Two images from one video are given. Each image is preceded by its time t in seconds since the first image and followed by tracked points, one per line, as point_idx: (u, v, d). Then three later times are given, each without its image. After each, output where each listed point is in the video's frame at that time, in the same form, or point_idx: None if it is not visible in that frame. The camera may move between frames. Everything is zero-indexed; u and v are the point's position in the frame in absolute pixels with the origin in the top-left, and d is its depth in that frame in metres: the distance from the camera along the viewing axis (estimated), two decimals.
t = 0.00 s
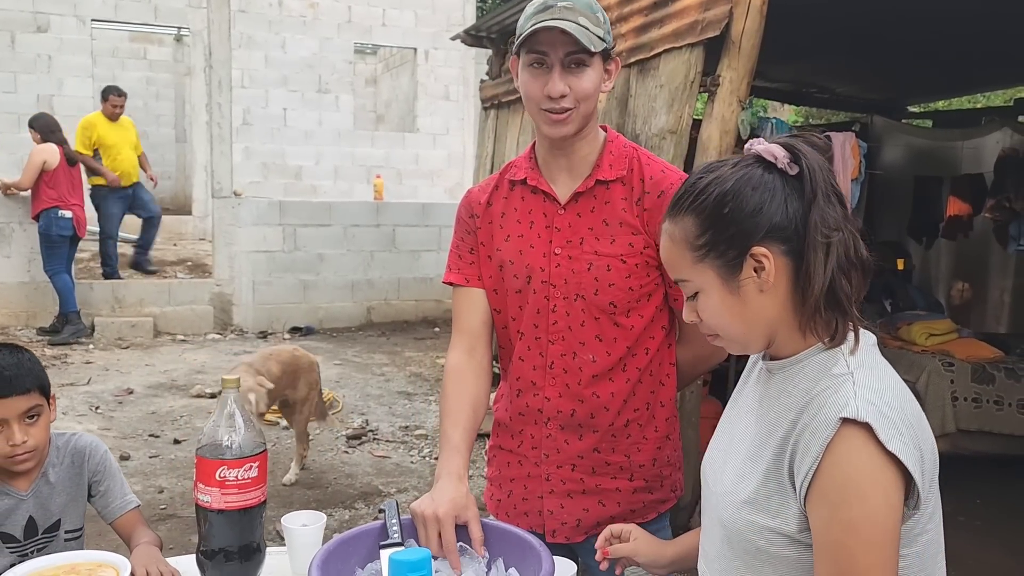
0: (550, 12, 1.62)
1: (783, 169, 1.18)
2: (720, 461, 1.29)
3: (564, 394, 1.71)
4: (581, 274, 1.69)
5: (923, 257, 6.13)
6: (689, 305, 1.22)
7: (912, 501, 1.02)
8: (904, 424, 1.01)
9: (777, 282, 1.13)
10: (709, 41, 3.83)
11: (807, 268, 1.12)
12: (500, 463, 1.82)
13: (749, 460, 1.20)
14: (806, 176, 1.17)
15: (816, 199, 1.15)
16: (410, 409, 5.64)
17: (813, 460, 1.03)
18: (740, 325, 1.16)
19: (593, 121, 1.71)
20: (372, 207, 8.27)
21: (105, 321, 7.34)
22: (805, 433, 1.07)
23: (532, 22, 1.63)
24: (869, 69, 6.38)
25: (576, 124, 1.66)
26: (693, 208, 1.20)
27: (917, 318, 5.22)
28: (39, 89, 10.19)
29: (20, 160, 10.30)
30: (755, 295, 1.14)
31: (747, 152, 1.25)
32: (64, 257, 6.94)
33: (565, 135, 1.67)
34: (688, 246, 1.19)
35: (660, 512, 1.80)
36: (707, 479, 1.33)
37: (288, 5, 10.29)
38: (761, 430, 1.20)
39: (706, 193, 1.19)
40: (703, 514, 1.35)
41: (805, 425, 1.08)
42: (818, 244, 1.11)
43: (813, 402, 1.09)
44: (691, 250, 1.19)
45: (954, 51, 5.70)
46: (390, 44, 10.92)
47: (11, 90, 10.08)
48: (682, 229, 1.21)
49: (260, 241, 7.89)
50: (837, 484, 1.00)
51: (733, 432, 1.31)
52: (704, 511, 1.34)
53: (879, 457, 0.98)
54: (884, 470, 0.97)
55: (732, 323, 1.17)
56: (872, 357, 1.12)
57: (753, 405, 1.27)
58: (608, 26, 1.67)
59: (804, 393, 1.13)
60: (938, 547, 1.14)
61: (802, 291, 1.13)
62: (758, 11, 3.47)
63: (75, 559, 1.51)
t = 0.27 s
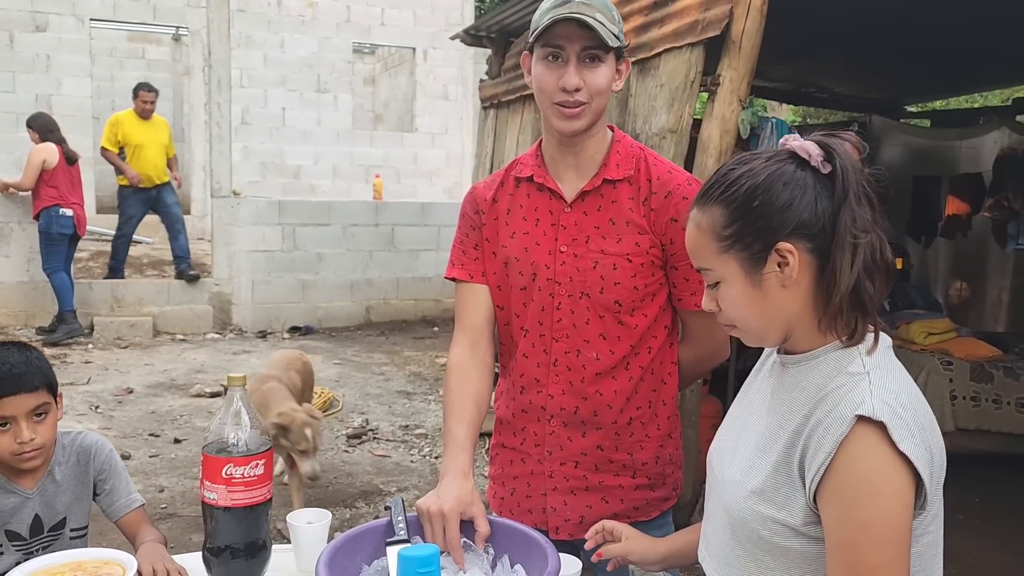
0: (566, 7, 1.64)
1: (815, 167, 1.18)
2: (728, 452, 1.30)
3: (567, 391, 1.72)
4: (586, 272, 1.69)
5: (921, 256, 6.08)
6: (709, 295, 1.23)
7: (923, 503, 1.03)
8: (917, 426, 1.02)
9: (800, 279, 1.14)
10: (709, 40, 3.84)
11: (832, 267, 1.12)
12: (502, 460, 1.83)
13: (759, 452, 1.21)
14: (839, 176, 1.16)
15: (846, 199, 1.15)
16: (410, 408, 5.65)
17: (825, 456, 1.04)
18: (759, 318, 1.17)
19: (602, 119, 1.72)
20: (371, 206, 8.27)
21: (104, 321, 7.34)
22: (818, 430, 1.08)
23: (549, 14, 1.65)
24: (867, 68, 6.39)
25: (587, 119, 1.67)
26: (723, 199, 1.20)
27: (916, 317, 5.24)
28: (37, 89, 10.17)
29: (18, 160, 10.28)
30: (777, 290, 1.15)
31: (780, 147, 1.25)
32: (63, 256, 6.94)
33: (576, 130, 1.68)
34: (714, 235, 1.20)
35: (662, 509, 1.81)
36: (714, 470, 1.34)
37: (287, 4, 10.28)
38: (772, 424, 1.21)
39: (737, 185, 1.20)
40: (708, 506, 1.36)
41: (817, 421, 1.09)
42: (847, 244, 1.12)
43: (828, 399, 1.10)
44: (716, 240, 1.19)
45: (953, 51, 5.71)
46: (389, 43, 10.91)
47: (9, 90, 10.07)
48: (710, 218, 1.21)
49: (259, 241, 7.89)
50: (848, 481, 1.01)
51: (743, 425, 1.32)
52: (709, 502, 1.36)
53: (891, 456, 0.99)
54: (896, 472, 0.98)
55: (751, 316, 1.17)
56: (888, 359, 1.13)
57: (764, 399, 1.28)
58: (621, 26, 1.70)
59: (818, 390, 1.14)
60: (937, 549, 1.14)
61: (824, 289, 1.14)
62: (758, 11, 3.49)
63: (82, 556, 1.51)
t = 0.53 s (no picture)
0: (574, 6, 1.65)
1: (832, 167, 1.18)
2: (735, 449, 1.31)
3: (570, 390, 1.73)
4: (590, 270, 1.70)
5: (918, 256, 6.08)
6: (719, 290, 1.24)
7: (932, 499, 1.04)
8: (926, 423, 1.03)
9: (812, 277, 1.15)
10: (708, 40, 3.85)
11: (846, 267, 1.13)
12: (503, 460, 1.84)
13: (767, 449, 1.22)
14: (856, 176, 1.17)
15: (862, 200, 1.15)
16: (409, 408, 5.65)
17: (836, 451, 1.05)
18: (770, 315, 1.18)
19: (608, 119, 1.73)
20: (369, 206, 8.27)
21: (102, 321, 7.33)
22: (828, 426, 1.09)
23: (557, 13, 1.66)
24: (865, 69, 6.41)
25: (594, 119, 1.68)
26: (739, 194, 1.21)
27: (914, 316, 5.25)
28: (35, 89, 10.15)
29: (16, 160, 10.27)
30: (790, 287, 1.16)
31: (797, 145, 1.25)
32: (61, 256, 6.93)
33: (583, 129, 1.69)
34: (729, 230, 1.20)
35: (663, 509, 1.82)
36: (720, 467, 1.35)
37: (285, 4, 10.27)
38: (781, 420, 1.23)
39: (755, 182, 1.20)
40: (714, 502, 1.37)
41: (827, 418, 1.10)
42: (861, 243, 1.12)
43: (837, 396, 1.11)
44: (731, 234, 1.20)
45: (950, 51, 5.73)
46: (387, 43, 10.92)
47: (7, 90, 10.06)
48: (725, 213, 1.22)
49: (257, 241, 7.89)
50: (859, 477, 1.02)
51: (750, 422, 1.33)
52: (715, 498, 1.37)
53: (901, 453, 1.00)
54: (907, 468, 1.00)
55: (762, 312, 1.18)
56: (896, 359, 1.14)
57: (771, 397, 1.30)
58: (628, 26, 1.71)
59: (828, 388, 1.15)
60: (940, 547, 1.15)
61: (837, 288, 1.15)
62: (757, 11, 3.50)
63: (87, 555, 1.51)
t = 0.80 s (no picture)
0: (571, 6, 1.66)
1: (837, 166, 1.19)
2: (735, 446, 1.32)
3: (564, 389, 1.74)
4: (585, 271, 1.71)
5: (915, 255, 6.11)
6: (720, 284, 1.25)
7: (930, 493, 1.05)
8: (924, 418, 1.04)
9: (814, 274, 1.16)
10: (705, 40, 3.85)
11: (847, 265, 1.14)
12: (499, 460, 1.84)
13: (766, 446, 1.23)
14: (860, 176, 1.18)
15: (865, 200, 1.16)
16: (406, 408, 5.66)
17: (835, 446, 1.06)
18: (771, 310, 1.19)
19: (604, 120, 1.74)
20: (366, 206, 8.27)
21: (99, 321, 7.33)
22: (826, 422, 1.10)
23: (555, 13, 1.67)
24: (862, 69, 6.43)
25: (593, 119, 1.69)
26: (744, 189, 1.22)
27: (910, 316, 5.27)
28: (32, 89, 10.16)
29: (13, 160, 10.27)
30: (791, 284, 1.17)
31: (803, 143, 1.26)
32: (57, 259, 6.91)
33: (581, 129, 1.69)
34: (733, 225, 1.21)
35: (657, 507, 1.83)
36: (718, 465, 1.36)
37: (282, 4, 10.27)
38: (781, 417, 1.23)
39: (760, 177, 1.21)
40: (712, 499, 1.38)
41: (825, 414, 1.11)
42: (864, 242, 1.13)
43: (836, 391, 1.12)
44: (734, 229, 1.21)
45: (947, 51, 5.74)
46: (384, 43, 10.93)
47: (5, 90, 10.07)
48: (729, 207, 1.23)
49: (255, 241, 7.89)
50: (858, 471, 1.03)
51: (749, 419, 1.34)
52: (713, 496, 1.38)
53: (900, 447, 1.01)
54: (905, 463, 1.00)
55: (762, 307, 1.19)
56: (894, 356, 1.15)
57: (770, 394, 1.31)
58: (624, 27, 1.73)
59: (827, 383, 1.16)
60: (938, 544, 1.16)
61: (839, 286, 1.15)
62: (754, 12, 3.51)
63: (85, 554, 1.51)
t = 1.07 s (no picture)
0: (561, 7, 1.66)
1: (832, 164, 1.19)
2: (730, 446, 1.33)
3: (557, 389, 1.74)
4: (577, 271, 1.71)
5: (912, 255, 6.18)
6: (715, 282, 1.26)
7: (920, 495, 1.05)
8: (915, 418, 1.05)
9: (808, 271, 1.16)
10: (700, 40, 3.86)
11: (843, 264, 1.15)
12: (494, 459, 1.85)
13: (760, 446, 1.24)
14: (855, 173, 1.18)
15: (861, 197, 1.16)
16: (403, 408, 5.66)
17: (826, 445, 1.07)
18: (766, 308, 1.19)
19: (594, 120, 1.75)
20: (364, 206, 8.28)
21: (97, 321, 7.32)
22: (819, 422, 1.11)
23: (545, 13, 1.67)
24: (858, 69, 6.43)
25: (585, 118, 1.69)
26: (738, 186, 1.23)
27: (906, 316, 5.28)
28: (30, 88, 10.15)
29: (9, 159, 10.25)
30: (785, 281, 1.17)
31: (799, 141, 1.26)
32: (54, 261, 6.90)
33: (573, 128, 1.70)
34: (727, 222, 1.22)
35: (651, 506, 1.83)
36: (712, 465, 1.37)
37: (280, 4, 10.26)
38: (775, 417, 1.24)
39: (755, 174, 1.21)
40: (705, 499, 1.39)
41: (817, 414, 1.12)
42: (860, 240, 1.14)
43: (829, 392, 1.13)
44: (729, 226, 1.22)
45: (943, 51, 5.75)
46: (382, 42, 10.98)
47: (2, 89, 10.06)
48: (725, 204, 1.23)
49: (252, 240, 7.89)
50: (848, 471, 1.03)
51: (744, 420, 1.34)
52: (707, 496, 1.38)
53: (890, 447, 1.01)
54: (895, 464, 1.01)
55: (756, 305, 1.20)
56: (889, 356, 1.16)
57: (765, 395, 1.31)
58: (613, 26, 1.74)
59: (821, 384, 1.16)
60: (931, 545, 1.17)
61: (834, 283, 1.16)
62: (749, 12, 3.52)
63: (79, 554, 1.52)
